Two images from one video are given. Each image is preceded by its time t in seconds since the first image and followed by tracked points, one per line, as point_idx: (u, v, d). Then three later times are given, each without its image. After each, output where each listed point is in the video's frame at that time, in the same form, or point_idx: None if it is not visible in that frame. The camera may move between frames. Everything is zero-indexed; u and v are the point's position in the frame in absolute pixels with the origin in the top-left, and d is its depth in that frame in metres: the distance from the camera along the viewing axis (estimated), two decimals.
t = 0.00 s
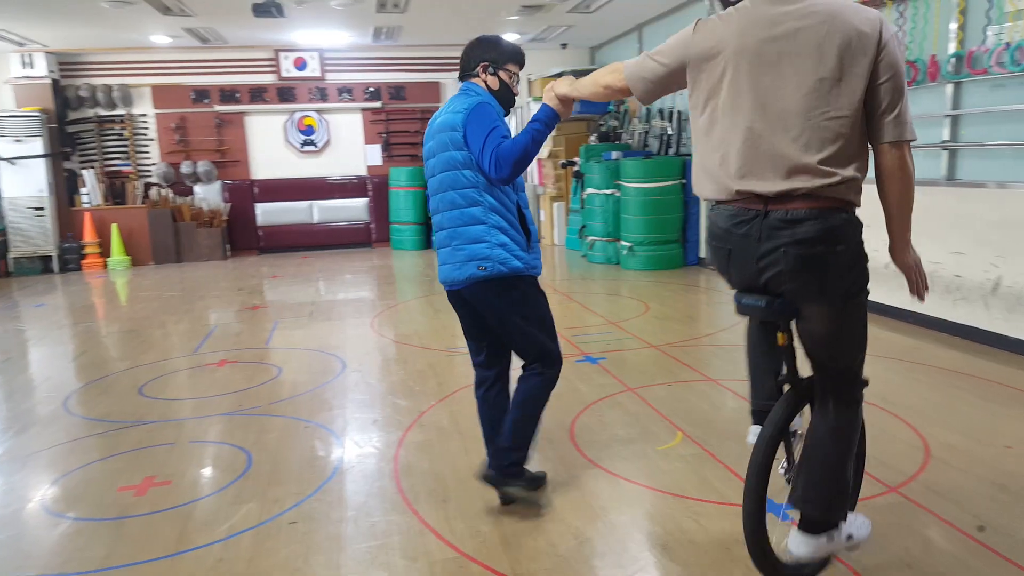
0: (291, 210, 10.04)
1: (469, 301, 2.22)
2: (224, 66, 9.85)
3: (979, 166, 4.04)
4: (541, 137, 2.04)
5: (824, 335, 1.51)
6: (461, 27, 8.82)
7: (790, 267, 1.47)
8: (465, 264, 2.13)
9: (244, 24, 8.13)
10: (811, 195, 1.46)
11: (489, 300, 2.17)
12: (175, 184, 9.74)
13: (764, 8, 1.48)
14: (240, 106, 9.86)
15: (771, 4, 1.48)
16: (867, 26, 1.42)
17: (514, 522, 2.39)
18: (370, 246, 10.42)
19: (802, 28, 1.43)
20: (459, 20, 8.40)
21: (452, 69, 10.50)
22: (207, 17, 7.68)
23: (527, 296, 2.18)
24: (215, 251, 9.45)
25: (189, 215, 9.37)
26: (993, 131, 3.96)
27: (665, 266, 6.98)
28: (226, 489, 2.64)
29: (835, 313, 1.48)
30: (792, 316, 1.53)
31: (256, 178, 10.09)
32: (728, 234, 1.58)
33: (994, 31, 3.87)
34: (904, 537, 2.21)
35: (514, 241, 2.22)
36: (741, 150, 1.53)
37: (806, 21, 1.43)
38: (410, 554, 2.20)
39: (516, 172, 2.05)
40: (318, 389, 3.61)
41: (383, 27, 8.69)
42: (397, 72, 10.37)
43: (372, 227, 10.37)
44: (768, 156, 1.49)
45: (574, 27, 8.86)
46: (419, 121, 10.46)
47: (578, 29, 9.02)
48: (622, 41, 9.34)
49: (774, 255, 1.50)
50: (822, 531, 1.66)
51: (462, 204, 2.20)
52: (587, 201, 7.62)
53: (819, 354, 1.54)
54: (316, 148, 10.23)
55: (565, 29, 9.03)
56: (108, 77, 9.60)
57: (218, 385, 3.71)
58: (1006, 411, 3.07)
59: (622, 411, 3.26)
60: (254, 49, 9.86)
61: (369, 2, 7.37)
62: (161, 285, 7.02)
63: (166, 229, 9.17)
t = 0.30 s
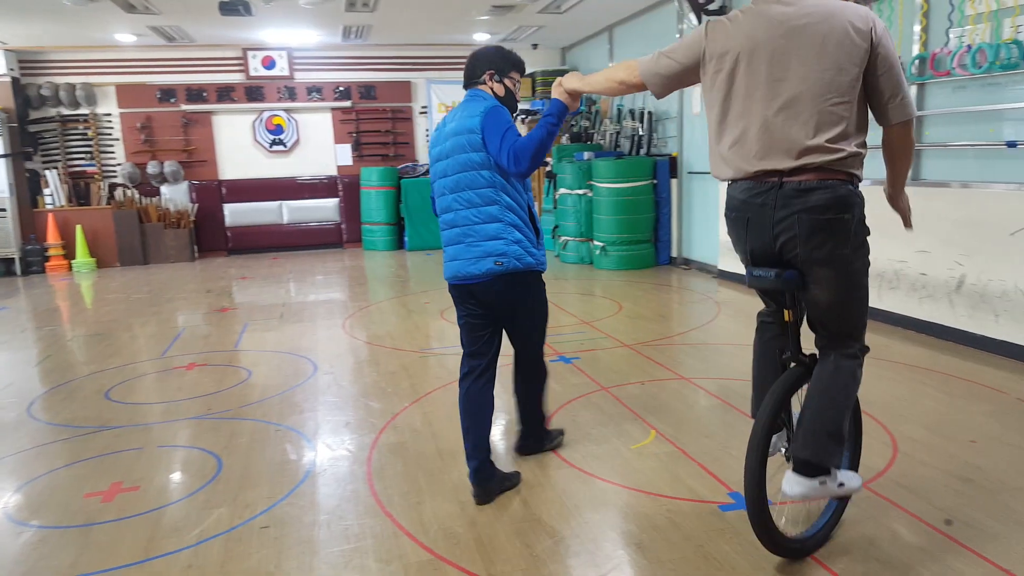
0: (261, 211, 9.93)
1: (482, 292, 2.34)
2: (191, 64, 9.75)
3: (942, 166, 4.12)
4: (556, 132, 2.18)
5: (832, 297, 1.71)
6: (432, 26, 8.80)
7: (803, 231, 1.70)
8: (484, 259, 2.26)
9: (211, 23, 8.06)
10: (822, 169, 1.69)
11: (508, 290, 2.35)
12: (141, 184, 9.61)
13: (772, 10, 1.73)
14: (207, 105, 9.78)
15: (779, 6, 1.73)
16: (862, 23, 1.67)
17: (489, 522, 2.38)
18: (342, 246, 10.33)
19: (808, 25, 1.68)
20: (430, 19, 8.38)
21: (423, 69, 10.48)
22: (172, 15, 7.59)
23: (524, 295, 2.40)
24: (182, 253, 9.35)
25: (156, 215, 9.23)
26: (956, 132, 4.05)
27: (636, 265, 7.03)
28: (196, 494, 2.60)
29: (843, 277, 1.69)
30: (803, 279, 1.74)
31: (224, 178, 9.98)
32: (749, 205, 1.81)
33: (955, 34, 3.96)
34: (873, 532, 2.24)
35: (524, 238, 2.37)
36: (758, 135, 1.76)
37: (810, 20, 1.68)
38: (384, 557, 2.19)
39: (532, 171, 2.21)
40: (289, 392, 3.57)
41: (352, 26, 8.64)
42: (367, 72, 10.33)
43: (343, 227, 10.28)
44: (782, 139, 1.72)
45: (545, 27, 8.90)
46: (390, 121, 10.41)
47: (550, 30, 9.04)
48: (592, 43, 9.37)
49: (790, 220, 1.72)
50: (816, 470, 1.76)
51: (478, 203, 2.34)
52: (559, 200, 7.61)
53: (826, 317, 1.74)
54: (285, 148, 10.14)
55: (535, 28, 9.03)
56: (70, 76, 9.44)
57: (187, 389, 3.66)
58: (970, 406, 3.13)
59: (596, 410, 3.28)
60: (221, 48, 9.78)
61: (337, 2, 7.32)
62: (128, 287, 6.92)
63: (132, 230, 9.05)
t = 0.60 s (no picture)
0: (234, 211, 9.86)
1: (483, 280, 2.59)
2: (163, 64, 9.67)
3: (915, 166, 4.17)
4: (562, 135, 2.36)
5: (834, 276, 1.82)
6: (408, 26, 8.79)
7: (808, 218, 1.81)
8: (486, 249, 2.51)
9: (184, 22, 8.00)
10: (820, 163, 1.80)
11: (503, 280, 2.56)
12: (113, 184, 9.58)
13: (775, 19, 1.82)
14: (180, 105, 9.69)
15: (783, 15, 1.82)
16: (860, 34, 1.78)
17: (467, 523, 2.38)
18: (318, 247, 10.29)
19: (811, 33, 1.77)
20: (406, 19, 8.36)
21: (399, 69, 10.47)
22: (144, 14, 7.51)
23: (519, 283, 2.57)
24: (155, 253, 9.24)
25: (128, 216, 9.12)
26: (928, 132, 4.10)
27: (613, 265, 7.05)
28: (171, 498, 2.57)
29: (842, 261, 1.81)
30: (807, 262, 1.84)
31: (198, 178, 9.90)
32: (753, 197, 1.90)
33: (927, 35, 4.01)
34: (849, 528, 2.26)
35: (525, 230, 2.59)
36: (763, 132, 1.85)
37: (814, 28, 1.78)
38: (361, 560, 2.17)
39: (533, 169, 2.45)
40: (264, 394, 3.54)
41: (327, 26, 8.61)
42: (343, 72, 10.29)
43: (318, 227, 10.24)
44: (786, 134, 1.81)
45: (521, 27, 8.91)
46: (366, 121, 10.37)
47: (527, 30, 9.06)
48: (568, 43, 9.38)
49: (795, 208, 1.82)
50: (818, 416, 1.80)
51: (481, 197, 2.59)
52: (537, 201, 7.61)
53: (825, 297, 1.86)
54: (260, 148, 10.07)
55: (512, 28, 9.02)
56: (40, 75, 9.32)
57: (161, 391, 3.62)
58: (943, 404, 3.16)
59: (573, 410, 3.28)
60: (194, 48, 9.72)
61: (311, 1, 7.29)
62: (100, 289, 6.82)
63: (105, 231, 8.93)
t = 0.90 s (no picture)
0: (212, 211, 9.78)
1: (484, 273, 2.71)
2: (139, 63, 9.59)
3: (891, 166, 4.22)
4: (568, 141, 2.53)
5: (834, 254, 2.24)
6: (387, 26, 8.77)
7: (810, 212, 2.17)
8: (489, 244, 2.63)
9: (159, 20, 7.92)
10: (810, 164, 2.16)
11: (504, 271, 2.68)
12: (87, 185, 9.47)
13: (764, 45, 2.18)
14: (156, 105, 9.61)
15: (770, 41, 2.18)
16: (833, 58, 2.17)
17: (449, 524, 2.37)
18: (297, 247, 10.23)
19: (795, 57, 2.14)
20: (385, 19, 8.35)
21: (377, 69, 10.45)
22: (119, 13, 7.46)
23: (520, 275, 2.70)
24: (131, 253, 9.13)
25: (104, 217, 9.01)
26: (903, 132, 4.15)
27: (594, 265, 7.06)
28: (149, 502, 2.55)
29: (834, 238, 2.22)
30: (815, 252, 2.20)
31: (174, 178, 9.82)
32: (760, 206, 2.21)
33: (902, 37, 4.06)
34: (828, 525, 2.27)
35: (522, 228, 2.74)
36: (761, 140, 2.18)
37: (797, 52, 2.15)
38: (342, 562, 2.16)
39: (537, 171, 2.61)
40: (243, 397, 3.52)
41: (304, 25, 8.58)
42: (321, 72, 10.25)
43: (298, 228, 10.15)
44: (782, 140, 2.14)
45: (500, 27, 8.91)
46: (345, 120, 10.35)
47: (505, 30, 9.07)
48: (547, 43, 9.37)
49: (798, 207, 2.16)
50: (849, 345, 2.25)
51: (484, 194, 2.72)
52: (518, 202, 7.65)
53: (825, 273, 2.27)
54: (236, 148, 10.00)
55: (491, 29, 9.02)
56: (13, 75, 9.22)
57: (138, 394, 3.58)
58: (919, 401, 3.20)
59: (554, 409, 3.28)
60: (170, 47, 9.66)
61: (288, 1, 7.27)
62: (74, 291, 6.74)
63: (80, 232, 8.81)
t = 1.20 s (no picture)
0: (193, 212, 9.80)
1: (484, 264, 2.92)
2: (119, 62, 9.54)
3: (873, 166, 4.24)
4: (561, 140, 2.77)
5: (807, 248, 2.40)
6: (369, 25, 8.76)
7: (795, 200, 2.29)
8: (490, 237, 2.84)
9: (139, 20, 7.89)
10: (792, 155, 2.29)
11: (501, 264, 2.91)
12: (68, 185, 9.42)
13: (737, 47, 2.32)
14: (137, 105, 9.57)
15: (743, 43, 2.32)
16: (798, 60, 2.35)
17: (432, 524, 2.37)
18: (279, 247, 10.24)
19: (767, 57, 2.29)
20: (369, 18, 8.34)
21: (360, 69, 10.44)
22: (98, 13, 7.43)
23: (519, 267, 2.96)
24: (112, 254, 9.12)
25: (85, 217, 8.97)
26: (885, 133, 4.18)
27: (577, 265, 7.07)
28: (131, 503, 2.54)
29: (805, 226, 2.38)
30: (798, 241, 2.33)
31: (156, 179, 9.79)
32: (752, 192, 2.28)
33: (882, 38, 4.09)
34: (810, 524, 2.28)
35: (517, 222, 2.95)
36: (747, 131, 2.28)
37: (769, 53, 2.31)
38: (325, 564, 2.15)
39: (532, 169, 2.83)
40: (225, 398, 3.50)
41: (286, 25, 8.55)
42: (303, 71, 10.22)
43: (279, 228, 10.19)
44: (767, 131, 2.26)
45: (483, 27, 8.90)
46: (327, 120, 10.33)
47: (488, 30, 9.06)
48: (530, 43, 9.36)
49: (789, 196, 2.27)
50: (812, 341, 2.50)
51: (482, 190, 2.92)
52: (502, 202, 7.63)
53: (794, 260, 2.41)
54: (219, 148, 9.97)
55: (473, 28, 9.01)
56: None
57: (120, 395, 3.57)
58: (900, 401, 3.21)
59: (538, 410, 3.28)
60: (150, 47, 9.61)
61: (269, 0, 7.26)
62: (55, 292, 6.70)
63: (60, 232, 8.77)
